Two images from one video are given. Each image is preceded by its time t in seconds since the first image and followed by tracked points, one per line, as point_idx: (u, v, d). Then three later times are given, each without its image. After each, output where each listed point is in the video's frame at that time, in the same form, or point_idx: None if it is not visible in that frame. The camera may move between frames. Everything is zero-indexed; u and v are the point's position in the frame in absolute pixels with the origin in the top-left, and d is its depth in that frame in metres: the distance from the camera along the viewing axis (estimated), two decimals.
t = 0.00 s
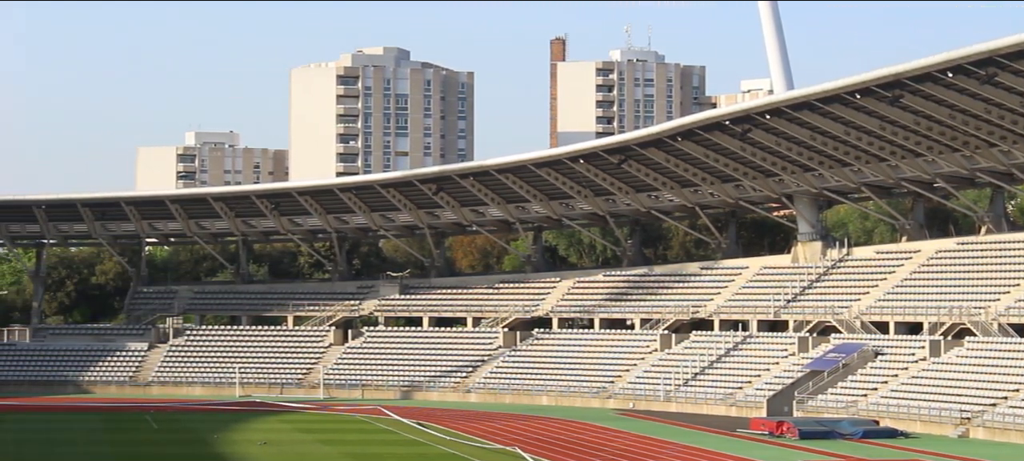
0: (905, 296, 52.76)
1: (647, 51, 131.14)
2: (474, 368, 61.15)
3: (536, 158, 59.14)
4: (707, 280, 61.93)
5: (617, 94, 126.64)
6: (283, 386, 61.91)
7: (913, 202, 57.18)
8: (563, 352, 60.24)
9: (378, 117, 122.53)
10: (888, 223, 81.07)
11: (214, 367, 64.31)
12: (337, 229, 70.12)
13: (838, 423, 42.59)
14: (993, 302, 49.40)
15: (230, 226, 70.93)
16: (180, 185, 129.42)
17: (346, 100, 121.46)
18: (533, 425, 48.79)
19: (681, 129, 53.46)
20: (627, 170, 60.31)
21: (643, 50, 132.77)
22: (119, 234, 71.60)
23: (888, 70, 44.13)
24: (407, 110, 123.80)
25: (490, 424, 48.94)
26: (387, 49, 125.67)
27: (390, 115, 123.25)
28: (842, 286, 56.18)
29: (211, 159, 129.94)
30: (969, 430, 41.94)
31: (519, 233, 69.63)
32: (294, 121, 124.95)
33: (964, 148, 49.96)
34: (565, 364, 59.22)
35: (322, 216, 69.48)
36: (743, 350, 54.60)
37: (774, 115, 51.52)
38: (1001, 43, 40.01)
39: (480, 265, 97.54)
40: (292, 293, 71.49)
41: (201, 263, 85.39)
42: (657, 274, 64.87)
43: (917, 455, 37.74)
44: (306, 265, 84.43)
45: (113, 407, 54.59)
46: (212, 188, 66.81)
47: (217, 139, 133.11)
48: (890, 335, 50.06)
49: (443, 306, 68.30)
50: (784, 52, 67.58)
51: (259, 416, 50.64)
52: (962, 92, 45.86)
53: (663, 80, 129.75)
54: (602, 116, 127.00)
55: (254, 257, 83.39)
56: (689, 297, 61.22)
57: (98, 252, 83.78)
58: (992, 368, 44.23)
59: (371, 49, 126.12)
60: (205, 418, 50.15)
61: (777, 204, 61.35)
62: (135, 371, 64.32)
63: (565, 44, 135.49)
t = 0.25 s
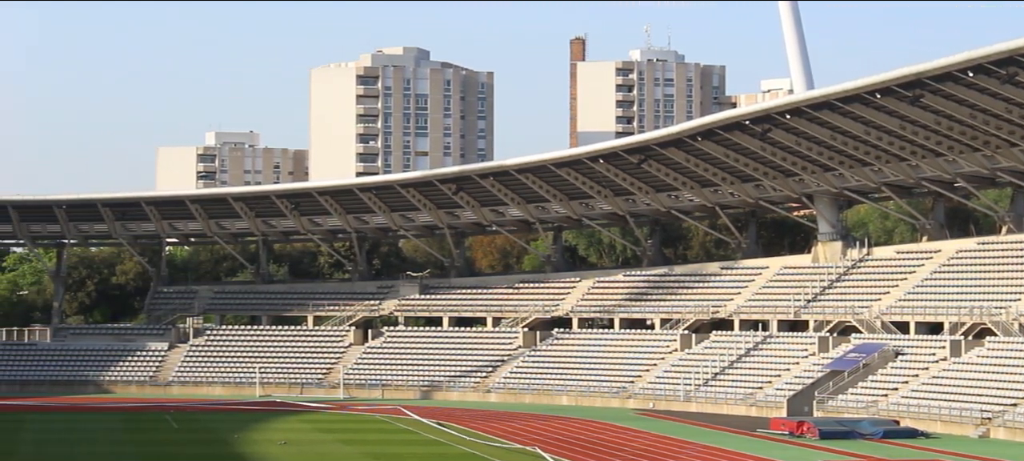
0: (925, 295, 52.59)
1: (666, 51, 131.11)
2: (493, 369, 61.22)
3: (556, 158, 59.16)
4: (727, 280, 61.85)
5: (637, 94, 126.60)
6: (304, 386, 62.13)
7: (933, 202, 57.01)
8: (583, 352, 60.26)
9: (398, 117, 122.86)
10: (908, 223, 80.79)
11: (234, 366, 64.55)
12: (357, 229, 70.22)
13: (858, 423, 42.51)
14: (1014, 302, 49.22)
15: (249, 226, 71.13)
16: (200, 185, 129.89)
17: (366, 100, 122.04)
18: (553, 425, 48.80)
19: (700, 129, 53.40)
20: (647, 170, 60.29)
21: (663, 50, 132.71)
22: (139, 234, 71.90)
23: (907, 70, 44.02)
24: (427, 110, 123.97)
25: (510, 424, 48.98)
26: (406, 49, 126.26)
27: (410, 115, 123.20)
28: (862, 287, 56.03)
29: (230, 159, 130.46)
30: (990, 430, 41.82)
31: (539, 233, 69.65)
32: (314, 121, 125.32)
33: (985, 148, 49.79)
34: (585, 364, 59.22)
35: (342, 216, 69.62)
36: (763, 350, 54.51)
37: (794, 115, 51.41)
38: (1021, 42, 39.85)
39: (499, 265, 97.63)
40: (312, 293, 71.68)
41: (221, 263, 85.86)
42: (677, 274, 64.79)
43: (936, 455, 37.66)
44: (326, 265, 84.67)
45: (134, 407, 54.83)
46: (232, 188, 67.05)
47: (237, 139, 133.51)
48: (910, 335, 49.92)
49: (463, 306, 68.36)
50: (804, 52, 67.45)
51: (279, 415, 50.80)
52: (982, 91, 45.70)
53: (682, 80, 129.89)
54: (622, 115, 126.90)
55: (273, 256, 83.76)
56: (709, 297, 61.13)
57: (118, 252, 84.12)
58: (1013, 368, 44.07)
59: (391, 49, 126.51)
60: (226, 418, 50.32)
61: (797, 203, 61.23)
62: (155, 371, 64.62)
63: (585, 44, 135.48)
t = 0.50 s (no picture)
0: (947, 295, 52.41)
1: (686, 51, 131.08)
2: (514, 369, 61.26)
3: (576, 158, 59.14)
4: (748, 279, 61.74)
5: (657, 94, 126.34)
6: (325, 385, 62.25)
7: (955, 202, 56.81)
8: (603, 351, 60.24)
9: (418, 117, 123.30)
10: (930, 222, 80.48)
11: (255, 366, 64.79)
12: (377, 229, 70.39)
13: (879, 423, 42.41)
14: None
15: (270, 226, 71.39)
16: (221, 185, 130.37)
17: (386, 100, 122.53)
18: (573, 425, 48.81)
19: (721, 129, 53.31)
20: (667, 170, 60.22)
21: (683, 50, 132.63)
22: (160, 234, 72.14)
23: (928, 70, 43.88)
24: (448, 110, 124.05)
25: (530, 423, 49.01)
26: (427, 49, 126.44)
27: (430, 115, 123.81)
28: (883, 286, 55.87)
29: (251, 159, 131.01)
30: (1012, 431, 41.67)
31: (560, 233, 69.64)
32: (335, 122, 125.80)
33: (1007, 147, 49.59)
34: (606, 364, 59.21)
35: (362, 216, 69.78)
36: (784, 350, 54.41)
37: (815, 114, 51.28)
38: None
39: (520, 265, 97.72)
40: (333, 293, 71.87)
41: (242, 263, 86.25)
42: (698, 274, 64.69)
43: (956, 455, 37.58)
44: (346, 265, 84.86)
45: (155, 407, 55.06)
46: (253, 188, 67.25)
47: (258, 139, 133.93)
48: (932, 335, 49.77)
49: (484, 306, 68.42)
50: (825, 52, 67.28)
51: (300, 415, 50.97)
52: (1004, 91, 45.50)
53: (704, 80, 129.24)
54: (642, 115, 126.84)
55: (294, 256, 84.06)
56: (730, 298, 61.02)
57: (139, 252, 84.35)
58: None
59: (412, 49, 126.43)
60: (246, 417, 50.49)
61: (818, 203, 61.07)
62: (176, 371, 64.92)
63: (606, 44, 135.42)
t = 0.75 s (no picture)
0: (968, 295, 52.25)
1: (707, 51, 131.09)
2: (535, 369, 61.32)
3: (597, 158, 59.11)
4: (769, 279, 61.65)
5: (678, 93, 126.38)
6: (345, 385, 62.41)
7: (977, 202, 56.62)
8: (624, 351, 60.25)
9: (439, 117, 123.59)
10: (952, 222, 80.15)
11: (277, 366, 65.02)
12: (398, 229, 70.57)
13: (901, 423, 42.31)
14: None
15: (292, 226, 71.67)
16: (243, 185, 130.83)
17: (407, 100, 122.73)
18: (594, 425, 48.83)
19: (742, 128, 53.22)
20: (688, 170, 60.16)
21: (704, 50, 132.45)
22: (181, 234, 72.40)
23: (950, 69, 43.74)
24: (468, 110, 124.73)
25: (551, 423, 49.04)
26: (448, 49, 126.43)
27: (451, 115, 124.40)
28: (905, 286, 55.72)
29: (272, 159, 131.45)
30: None
31: (581, 233, 69.66)
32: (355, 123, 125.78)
33: None
34: (626, 364, 59.22)
35: (383, 216, 69.95)
36: (805, 350, 54.33)
37: (836, 114, 51.16)
38: None
39: (541, 265, 97.81)
40: (354, 293, 72.08)
41: (263, 263, 86.62)
42: (719, 274, 64.61)
43: (976, 455, 37.53)
44: (368, 265, 85.06)
45: (177, 407, 55.30)
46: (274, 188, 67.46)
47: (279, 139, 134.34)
48: (953, 335, 49.65)
49: (505, 306, 68.50)
50: (847, 51, 67.10)
51: (321, 415, 51.11)
52: None
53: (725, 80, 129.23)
54: (663, 115, 126.78)
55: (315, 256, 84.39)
56: (751, 298, 60.92)
57: (160, 252, 84.51)
58: None
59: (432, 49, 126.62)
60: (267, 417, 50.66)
61: (839, 203, 60.93)
62: (197, 371, 65.17)
63: (626, 44, 135.29)
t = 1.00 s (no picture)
0: (993, 295, 52.10)
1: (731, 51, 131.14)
2: (558, 369, 61.40)
3: (621, 158, 59.10)
4: (793, 279, 61.57)
5: (702, 93, 126.44)
6: (370, 384, 62.68)
7: (1001, 201, 56.44)
8: (647, 351, 60.27)
9: (463, 117, 123.84)
10: (977, 222, 79.83)
11: (301, 366, 65.28)
12: (422, 229, 70.75)
13: (925, 424, 42.24)
14: None
15: (316, 226, 72.02)
16: (266, 185, 131.32)
17: (430, 100, 123.15)
18: (618, 425, 48.89)
19: (766, 128, 53.12)
20: (712, 169, 60.13)
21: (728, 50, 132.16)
22: (205, 234, 72.79)
23: (975, 68, 43.57)
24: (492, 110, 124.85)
25: (575, 423, 49.13)
26: (472, 49, 126.44)
27: (475, 115, 124.52)
28: (929, 286, 55.58)
29: (295, 159, 131.97)
30: None
31: (604, 233, 69.73)
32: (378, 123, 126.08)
33: None
34: (650, 364, 59.26)
35: (407, 216, 70.14)
36: (829, 350, 54.25)
37: (860, 113, 51.06)
38: None
39: (564, 265, 97.91)
40: (378, 293, 72.35)
41: (287, 263, 87.01)
42: (743, 274, 64.57)
43: (1002, 455, 37.51)
44: (392, 265, 85.33)
45: (202, 406, 55.57)
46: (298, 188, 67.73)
47: (302, 139, 134.75)
48: (978, 335, 49.53)
49: (529, 306, 68.61)
50: (871, 51, 66.96)
51: (346, 414, 51.34)
52: None
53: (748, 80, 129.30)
54: (687, 115, 126.73)
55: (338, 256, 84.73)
56: (775, 298, 60.83)
57: (184, 252, 85.83)
58: None
59: (456, 49, 126.68)
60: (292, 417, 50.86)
61: (864, 203, 60.82)
62: (221, 370, 65.49)
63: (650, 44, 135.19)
